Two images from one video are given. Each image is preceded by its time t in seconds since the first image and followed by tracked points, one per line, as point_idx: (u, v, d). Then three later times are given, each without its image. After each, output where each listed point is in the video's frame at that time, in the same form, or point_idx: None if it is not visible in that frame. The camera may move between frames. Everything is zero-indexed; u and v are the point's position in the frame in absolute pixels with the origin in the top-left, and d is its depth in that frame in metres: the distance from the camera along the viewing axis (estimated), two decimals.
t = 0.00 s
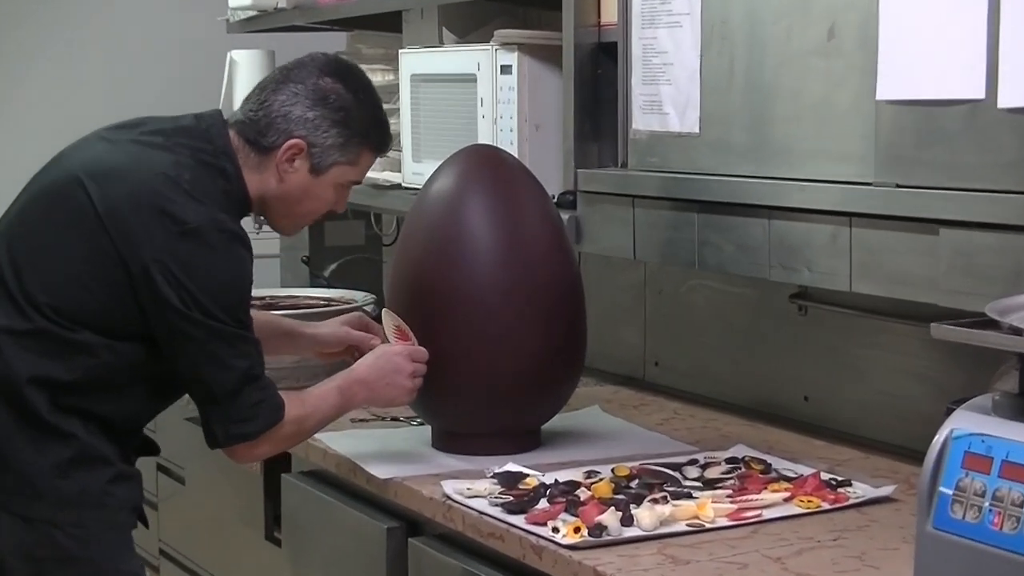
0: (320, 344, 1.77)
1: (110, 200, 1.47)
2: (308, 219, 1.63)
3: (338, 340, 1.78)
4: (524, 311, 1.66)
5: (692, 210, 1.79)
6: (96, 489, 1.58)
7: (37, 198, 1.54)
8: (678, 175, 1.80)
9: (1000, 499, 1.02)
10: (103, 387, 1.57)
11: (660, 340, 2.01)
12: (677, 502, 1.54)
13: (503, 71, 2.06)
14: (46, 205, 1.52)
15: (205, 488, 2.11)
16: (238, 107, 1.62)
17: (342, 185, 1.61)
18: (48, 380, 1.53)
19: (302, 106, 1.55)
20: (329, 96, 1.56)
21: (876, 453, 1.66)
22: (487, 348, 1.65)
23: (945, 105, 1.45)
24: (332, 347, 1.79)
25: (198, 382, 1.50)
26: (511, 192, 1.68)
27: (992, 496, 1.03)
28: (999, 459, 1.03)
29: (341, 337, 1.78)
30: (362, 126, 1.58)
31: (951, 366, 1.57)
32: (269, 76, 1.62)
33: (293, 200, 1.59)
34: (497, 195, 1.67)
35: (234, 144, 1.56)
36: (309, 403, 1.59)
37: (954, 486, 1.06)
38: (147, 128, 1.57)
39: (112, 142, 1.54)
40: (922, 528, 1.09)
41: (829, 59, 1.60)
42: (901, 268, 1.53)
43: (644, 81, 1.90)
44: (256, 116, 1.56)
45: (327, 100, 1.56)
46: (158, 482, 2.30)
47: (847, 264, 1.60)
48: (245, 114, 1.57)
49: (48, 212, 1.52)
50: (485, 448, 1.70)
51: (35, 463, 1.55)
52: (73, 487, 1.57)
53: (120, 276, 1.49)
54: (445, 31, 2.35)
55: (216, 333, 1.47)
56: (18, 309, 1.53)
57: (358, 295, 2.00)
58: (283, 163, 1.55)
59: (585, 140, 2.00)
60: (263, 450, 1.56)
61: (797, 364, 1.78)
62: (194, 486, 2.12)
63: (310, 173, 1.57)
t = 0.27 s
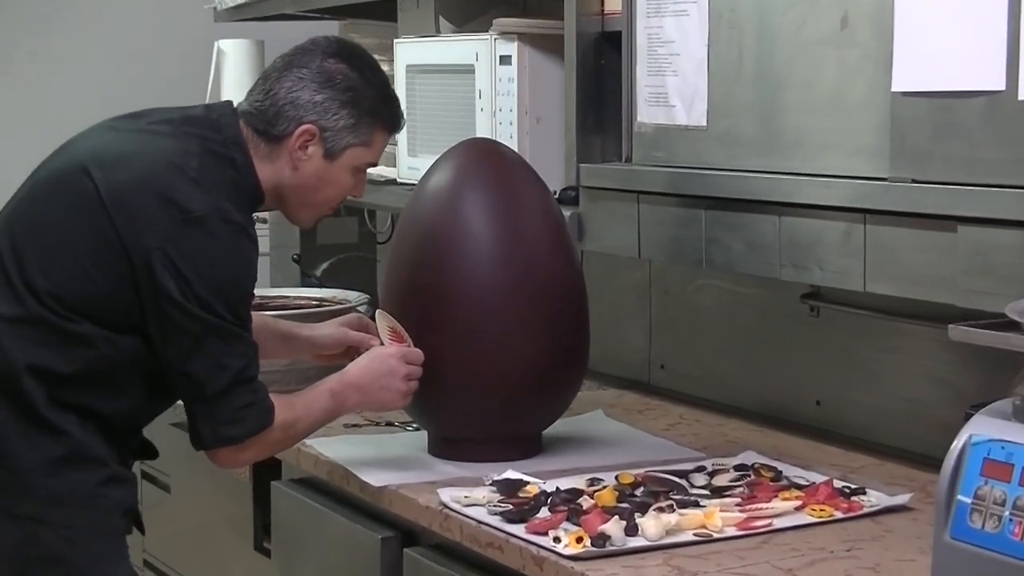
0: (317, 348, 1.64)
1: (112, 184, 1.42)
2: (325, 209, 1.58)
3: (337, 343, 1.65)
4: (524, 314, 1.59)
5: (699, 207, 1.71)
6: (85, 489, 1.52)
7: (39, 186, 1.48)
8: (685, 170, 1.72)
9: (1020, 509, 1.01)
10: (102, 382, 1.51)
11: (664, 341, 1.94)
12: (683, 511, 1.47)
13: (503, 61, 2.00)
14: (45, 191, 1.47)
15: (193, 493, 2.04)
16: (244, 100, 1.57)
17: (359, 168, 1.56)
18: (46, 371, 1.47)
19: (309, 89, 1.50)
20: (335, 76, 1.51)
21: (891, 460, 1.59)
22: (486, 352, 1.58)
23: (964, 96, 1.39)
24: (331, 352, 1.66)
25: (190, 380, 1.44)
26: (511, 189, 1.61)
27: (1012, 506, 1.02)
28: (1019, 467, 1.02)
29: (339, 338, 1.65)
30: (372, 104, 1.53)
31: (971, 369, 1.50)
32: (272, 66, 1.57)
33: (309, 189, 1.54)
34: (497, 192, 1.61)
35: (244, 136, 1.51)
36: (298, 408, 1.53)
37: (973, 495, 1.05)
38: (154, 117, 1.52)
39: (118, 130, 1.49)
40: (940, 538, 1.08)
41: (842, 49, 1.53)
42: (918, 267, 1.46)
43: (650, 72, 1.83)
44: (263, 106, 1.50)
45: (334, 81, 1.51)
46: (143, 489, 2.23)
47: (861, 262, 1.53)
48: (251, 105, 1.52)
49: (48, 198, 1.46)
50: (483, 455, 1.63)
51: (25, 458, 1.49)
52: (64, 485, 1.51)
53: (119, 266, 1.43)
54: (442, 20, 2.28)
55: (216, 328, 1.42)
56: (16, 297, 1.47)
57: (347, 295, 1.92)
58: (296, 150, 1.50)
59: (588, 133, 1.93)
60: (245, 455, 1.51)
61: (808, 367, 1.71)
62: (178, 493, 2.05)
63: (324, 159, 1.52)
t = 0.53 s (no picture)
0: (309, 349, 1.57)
1: (113, 175, 1.37)
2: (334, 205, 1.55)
3: (330, 343, 1.58)
4: (524, 315, 1.52)
5: (707, 203, 1.64)
6: (71, 493, 1.46)
7: (36, 178, 1.43)
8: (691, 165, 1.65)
9: None
10: (95, 383, 1.45)
11: (669, 344, 1.86)
12: (691, 520, 1.40)
13: (502, 51, 1.93)
14: (43, 183, 1.42)
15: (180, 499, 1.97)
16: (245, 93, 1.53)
17: (368, 160, 1.53)
18: (39, 368, 1.42)
19: (316, 81, 1.46)
20: (343, 67, 1.47)
21: (907, 467, 1.52)
22: (484, 355, 1.52)
23: (984, 88, 1.32)
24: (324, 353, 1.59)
25: (184, 380, 1.39)
26: (510, 185, 1.55)
27: None
28: None
29: (332, 338, 1.58)
30: (380, 95, 1.50)
31: (992, 373, 1.44)
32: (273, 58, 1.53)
33: (319, 184, 1.50)
34: (496, 188, 1.54)
35: (250, 131, 1.46)
36: (289, 412, 1.46)
37: (994, 504, 1.03)
38: (158, 110, 1.47)
39: (121, 123, 1.45)
40: (959, 549, 1.06)
41: (857, 39, 1.46)
42: (936, 266, 1.40)
43: (655, 63, 1.76)
44: (269, 100, 1.47)
45: (341, 72, 1.47)
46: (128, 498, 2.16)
47: (877, 261, 1.47)
48: (256, 98, 1.48)
49: (45, 189, 1.41)
50: (481, 462, 1.57)
51: (12, 458, 1.44)
52: (53, 488, 1.45)
53: (116, 261, 1.38)
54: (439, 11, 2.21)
55: (215, 328, 1.38)
56: (9, 291, 1.42)
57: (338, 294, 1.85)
58: (306, 143, 1.47)
59: (590, 127, 1.86)
60: (233, 462, 1.45)
61: (820, 370, 1.64)
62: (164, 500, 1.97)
63: (334, 153, 1.48)
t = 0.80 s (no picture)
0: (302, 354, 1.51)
1: (109, 169, 1.34)
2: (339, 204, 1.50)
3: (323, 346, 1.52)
4: (523, 317, 1.47)
5: (714, 199, 1.58)
6: (57, 500, 1.41)
7: (30, 174, 1.39)
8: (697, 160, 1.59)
9: None
10: (87, 385, 1.40)
11: (674, 345, 1.81)
12: (697, 529, 1.34)
13: (502, 42, 1.88)
14: (37, 178, 1.38)
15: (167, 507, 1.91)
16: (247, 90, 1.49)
17: (373, 157, 1.49)
18: (29, 367, 1.37)
19: (321, 76, 1.42)
20: (347, 61, 1.43)
21: (921, 474, 1.47)
22: (482, 359, 1.46)
23: (1004, 79, 1.26)
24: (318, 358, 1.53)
25: (176, 380, 1.34)
26: (509, 182, 1.49)
27: None
28: None
29: (325, 340, 1.52)
30: (386, 90, 1.46)
31: (1011, 377, 1.38)
32: (275, 53, 1.49)
33: (323, 182, 1.46)
34: (494, 185, 1.48)
35: (252, 128, 1.42)
36: (280, 417, 1.41)
37: (1012, 513, 1.04)
38: (156, 108, 1.43)
39: (117, 119, 1.41)
40: (975, 558, 1.07)
41: (871, 29, 1.41)
42: (951, 265, 1.34)
43: (660, 54, 1.70)
44: (272, 96, 1.43)
45: (346, 66, 1.43)
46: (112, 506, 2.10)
47: (890, 259, 1.41)
48: (257, 95, 1.44)
49: (40, 185, 1.37)
50: (479, 468, 1.52)
51: None
52: (37, 495, 1.40)
53: (111, 258, 1.34)
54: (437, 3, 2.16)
55: (215, 328, 1.34)
56: None
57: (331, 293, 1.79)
58: (311, 140, 1.43)
59: (593, 121, 1.80)
60: (221, 469, 1.40)
61: (830, 373, 1.58)
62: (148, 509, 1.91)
63: (339, 149, 1.45)
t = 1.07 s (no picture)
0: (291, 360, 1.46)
1: (104, 163, 1.28)
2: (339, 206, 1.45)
3: (314, 350, 1.46)
4: (522, 319, 1.41)
5: (722, 195, 1.51)
6: (39, 509, 1.35)
7: (18, 168, 1.33)
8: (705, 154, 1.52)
9: None
10: (75, 390, 1.34)
11: (681, 348, 1.74)
12: (705, 539, 1.28)
13: (502, 31, 1.82)
14: (26, 172, 1.32)
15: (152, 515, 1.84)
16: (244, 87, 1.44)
17: (375, 157, 1.44)
18: (15, 369, 1.31)
19: (323, 72, 1.38)
20: (350, 57, 1.39)
21: (939, 483, 1.40)
22: (480, 362, 1.40)
23: None
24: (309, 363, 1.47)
25: (164, 383, 1.28)
26: (507, 177, 1.42)
27: None
28: None
29: (316, 344, 1.46)
30: (389, 88, 1.42)
31: None
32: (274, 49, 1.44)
33: (324, 183, 1.41)
34: (492, 181, 1.42)
35: (251, 125, 1.38)
36: (271, 423, 1.35)
37: None
38: (151, 102, 1.38)
39: (110, 113, 1.35)
40: (999, 568, 0.98)
41: (890, 15, 1.34)
42: (972, 264, 1.27)
43: (665, 44, 1.64)
44: (272, 93, 1.38)
45: (349, 62, 1.39)
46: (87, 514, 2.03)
47: (906, 257, 1.34)
48: (257, 92, 1.39)
49: (29, 179, 1.31)
50: (478, 476, 1.45)
51: None
52: (18, 504, 1.34)
53: (103, 257, 1.28)
54: None
55: (211, 331, 1.28)
56: None
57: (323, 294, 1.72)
58: (313, 139, 1.38)
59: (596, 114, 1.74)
60: (209, 477, 1.34)
61: (844, 377, 1.52)
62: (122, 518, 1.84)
63: (341, 148, 1.40)
